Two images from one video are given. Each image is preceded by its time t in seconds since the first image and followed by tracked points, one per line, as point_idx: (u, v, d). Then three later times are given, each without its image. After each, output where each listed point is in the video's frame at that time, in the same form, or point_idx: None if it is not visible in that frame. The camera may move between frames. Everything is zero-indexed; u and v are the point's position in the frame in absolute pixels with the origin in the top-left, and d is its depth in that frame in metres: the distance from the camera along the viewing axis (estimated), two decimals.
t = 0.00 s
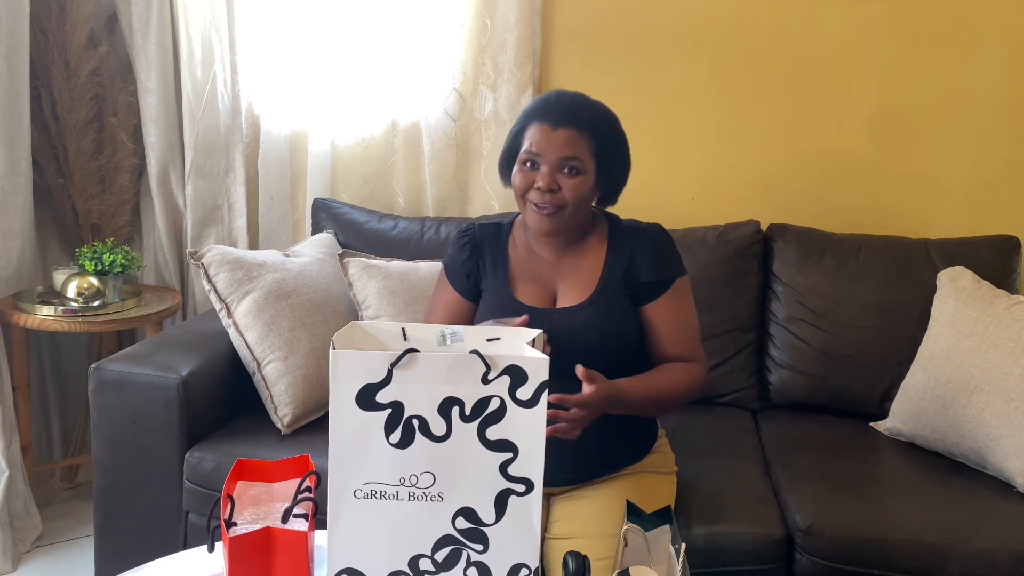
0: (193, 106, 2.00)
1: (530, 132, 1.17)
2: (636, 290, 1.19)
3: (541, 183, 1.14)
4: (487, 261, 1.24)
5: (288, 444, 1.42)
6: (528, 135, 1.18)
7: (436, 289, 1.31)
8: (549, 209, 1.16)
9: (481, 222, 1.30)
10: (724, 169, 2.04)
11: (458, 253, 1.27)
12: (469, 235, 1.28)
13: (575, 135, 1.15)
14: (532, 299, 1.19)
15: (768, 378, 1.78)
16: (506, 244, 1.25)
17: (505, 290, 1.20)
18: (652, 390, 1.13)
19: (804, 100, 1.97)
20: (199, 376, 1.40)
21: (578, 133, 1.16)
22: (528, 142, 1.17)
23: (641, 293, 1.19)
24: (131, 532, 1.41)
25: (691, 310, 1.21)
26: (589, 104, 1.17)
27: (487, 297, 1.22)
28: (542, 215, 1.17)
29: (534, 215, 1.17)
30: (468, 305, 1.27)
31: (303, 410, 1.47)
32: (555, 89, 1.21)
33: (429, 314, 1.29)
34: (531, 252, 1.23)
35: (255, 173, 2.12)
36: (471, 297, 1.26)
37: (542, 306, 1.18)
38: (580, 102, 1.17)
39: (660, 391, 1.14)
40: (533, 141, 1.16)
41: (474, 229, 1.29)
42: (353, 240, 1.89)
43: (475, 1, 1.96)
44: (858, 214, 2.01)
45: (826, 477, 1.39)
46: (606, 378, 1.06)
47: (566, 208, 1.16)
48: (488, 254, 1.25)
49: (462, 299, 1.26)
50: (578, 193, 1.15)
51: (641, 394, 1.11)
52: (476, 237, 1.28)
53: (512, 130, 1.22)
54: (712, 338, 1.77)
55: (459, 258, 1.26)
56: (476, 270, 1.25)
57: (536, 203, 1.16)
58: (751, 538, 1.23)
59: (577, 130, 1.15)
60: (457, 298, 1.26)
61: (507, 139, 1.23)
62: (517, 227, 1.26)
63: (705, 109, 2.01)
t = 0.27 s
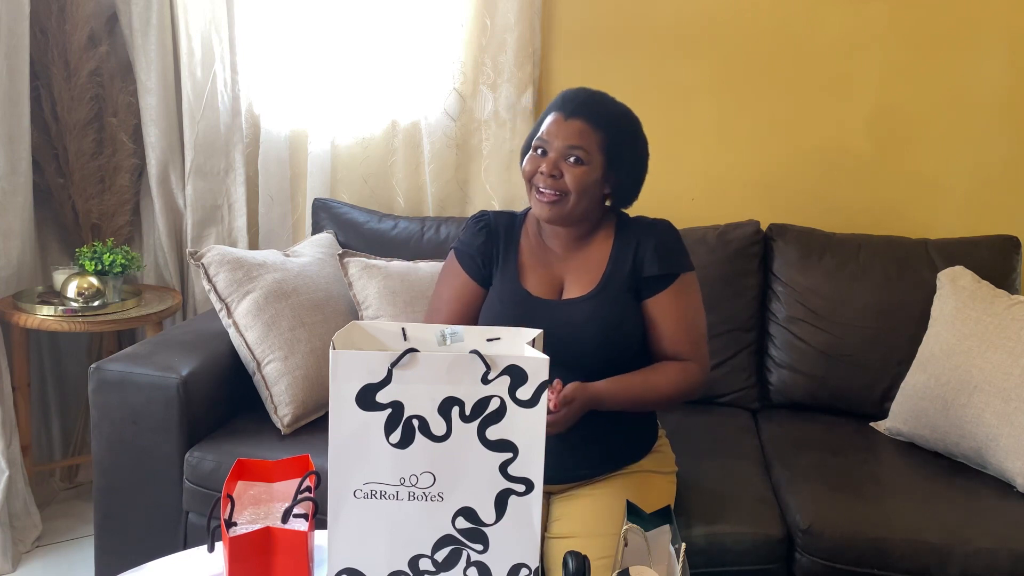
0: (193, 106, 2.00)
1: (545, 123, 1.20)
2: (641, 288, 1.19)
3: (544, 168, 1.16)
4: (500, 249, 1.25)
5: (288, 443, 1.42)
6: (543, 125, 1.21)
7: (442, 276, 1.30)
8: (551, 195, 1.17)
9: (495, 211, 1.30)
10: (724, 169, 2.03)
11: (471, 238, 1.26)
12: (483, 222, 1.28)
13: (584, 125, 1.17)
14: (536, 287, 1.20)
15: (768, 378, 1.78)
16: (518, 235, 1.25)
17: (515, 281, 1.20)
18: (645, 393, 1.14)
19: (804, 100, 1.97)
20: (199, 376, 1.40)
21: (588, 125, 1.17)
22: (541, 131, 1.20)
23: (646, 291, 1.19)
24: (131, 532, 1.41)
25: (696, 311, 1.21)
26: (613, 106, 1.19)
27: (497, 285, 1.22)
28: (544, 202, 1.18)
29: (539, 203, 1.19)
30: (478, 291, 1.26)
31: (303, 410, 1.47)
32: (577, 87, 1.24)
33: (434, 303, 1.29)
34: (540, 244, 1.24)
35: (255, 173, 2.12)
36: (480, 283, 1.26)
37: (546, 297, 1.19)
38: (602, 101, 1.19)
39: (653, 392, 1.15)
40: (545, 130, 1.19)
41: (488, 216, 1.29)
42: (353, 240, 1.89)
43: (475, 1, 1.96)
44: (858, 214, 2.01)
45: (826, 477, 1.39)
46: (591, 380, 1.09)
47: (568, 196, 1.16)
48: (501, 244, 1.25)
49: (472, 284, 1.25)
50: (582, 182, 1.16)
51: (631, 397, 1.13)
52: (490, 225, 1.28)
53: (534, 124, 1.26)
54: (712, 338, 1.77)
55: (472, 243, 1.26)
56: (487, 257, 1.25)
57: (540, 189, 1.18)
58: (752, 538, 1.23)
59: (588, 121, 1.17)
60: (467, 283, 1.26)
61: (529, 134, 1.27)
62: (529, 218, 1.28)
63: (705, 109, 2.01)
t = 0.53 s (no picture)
0: (193, 106, 2.00)
1: (554, 120, 1.21)
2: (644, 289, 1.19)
3: (552, 163, 1.16)
4: (505, 245, 1.24)
5: (288, 443, 1.42)
6: (552, 122, 1.21)
7: (446, 273, 1.30)
8: (559, 191, 1.17)
9: (500, 208, 1.30)
10: (724, 169, 2.04)
11: (476, 234, 1.26)
12: (489, 219, 1.28)
13: (593, 123, 1.17)
14: (539, 283, 1.20)
15: (768, 378, 1.78)
16: (523, 233, 1.26)
17: (518, 277, 1.20)
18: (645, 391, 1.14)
19: (804, 100, 1.97)
20: (199, 376, 1.40)
21: (597, 123, 1.18)
22: (550, 128, 1.21)
23: (649, 292, 1.19)
24: (131, 532, 1.41)
25: (697, 312, 1.21)
26: (625, 107, 1.20)
27: (501, 281, 1.22)
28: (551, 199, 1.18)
29: (545, 198, 1.19)
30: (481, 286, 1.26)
31: (303, 410, 1.47)
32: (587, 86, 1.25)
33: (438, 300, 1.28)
34: (545, 241, 1.24)
35: (255, 173, 2.12)
36: (484, 279, 1.25)
37: (550, 293, 1.18)
38: (613, 101, 1.20)
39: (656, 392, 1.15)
40: (554, 127, 1.20)
41: (493, 213, 1.29)
42: (353, 240, 1.89)
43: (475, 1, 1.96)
44: (858, 214, 2.01)
45: (826, 477, 1.39)
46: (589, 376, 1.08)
47: (576, 192, 1.16)
48: (506, 239, 1.25)
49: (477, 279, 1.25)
50: (590, 178, 1.16)
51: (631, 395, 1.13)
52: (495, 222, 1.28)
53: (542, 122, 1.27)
54: (712, 338, 1.77)
55: (477, 239, 1.26)
56: (492, 253, 1.25)
57: (547, 184, 1.18)
58: (752, 538, 1.23)
59: (597, 119, 1.18)
60: (471, 278, 1.25)
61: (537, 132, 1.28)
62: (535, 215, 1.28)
63: (705, 109, 2.01)
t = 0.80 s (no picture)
0: (193, 106, 2.00)
1: (556, 120, 1.21)
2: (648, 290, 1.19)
3: (555, 164, 1.16)
4: (504, 246, 1.24)
5: (288, 443, 1.42)
6: (554, 123, 1.21)
7: (444, 275, 1.30)
8: (562, 191, 1.17)
9: (500, 210, 1.30)
10: (724, 169, 2.04)
11: (475, 235, 1.26)
12: (488, 220, 1.28)
13: (596, 124, 1.17)
14: (540, 283, 1.20)
15: (768, 378, 1.78)
16: (524, 233, 1.26)
17: (518, 277, 1.20)
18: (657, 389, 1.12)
19: (804, 100, 1.97)
20: (198, 376, 1.40)
21: (600, 124, 1.18)
22: (552, 129, 1.20)
23: (652, 293, 1.19)
24: (131, 532, 1.41)
25: (698, 311, 1.21)
26: (628, 108, 1.21)
27: (500, 282, 1.22)
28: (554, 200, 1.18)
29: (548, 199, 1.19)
30: (479, 288, 1.26)
31: (304, 410, 1.47)
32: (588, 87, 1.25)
33: (438, 300, 1.29)
34: (547, 242, 1.24)
35: (255, 173, 2.12)
36: (483, 280, 1.26)
37: (550, 294, 1.18)
38: (614, 101, 1.20)
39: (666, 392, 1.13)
40: (556, 128, 1.19)
41: (493, 214, 1.29)
42: (353, 240, 1.89)
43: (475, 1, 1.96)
44: (858, 214, 2.02)
45: (826, 477, 1.39)
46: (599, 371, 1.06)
47: (579, 193, 1.16)
48: (505, 241, 1.25)
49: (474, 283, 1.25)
50: (593, 179, 1.16)
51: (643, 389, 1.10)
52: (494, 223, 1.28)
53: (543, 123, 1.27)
54: (712, 338, 1.77)
55: (476, 240, 1.26)
56: (491, 254, 1.25)
57: (550, 185, 1.18)
58: (752, 538, 1.23)
59: (600, 120, 1.18)
60: (469, 279, 1.26)
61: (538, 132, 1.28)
62: (535, 216, 1.28)
63: (706, 109, 2.01)
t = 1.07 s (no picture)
0: (193, 106, 2.00)
1: (549, 123, 1.20)
2: (648, 296, 1.19)
3: (553, 167, 1.16)
4: (500, 251, 1.25)
5: (288, 444, 1.42)
6: (547, 125, 1.21)
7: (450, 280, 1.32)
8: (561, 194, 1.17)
9: (499, 215, 1.31)
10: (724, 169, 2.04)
11: (474, 242, 1.28)
12: (485, 227, 1.28)
13: (590, 124, 1.18)
14: (538, 286, 1.20)
15: (768, 378, 1.78)
16: (522, 237, 1.26)
17: (515, 282, 1.20)
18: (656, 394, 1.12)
19: (804, 100, 1.97)
20: (199, 376, 1.40)
21: (595, 124, 1.18)
22: (546, 131, 1.20)
23: (653, 298, 1.19)
24: (131, 532, 1.41)
25: (698, 314, 1.21)
26: (618, 104, 1.21)
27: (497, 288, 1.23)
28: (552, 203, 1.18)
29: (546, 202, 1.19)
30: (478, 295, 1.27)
31: (304, 410, 1.47)
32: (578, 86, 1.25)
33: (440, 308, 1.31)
34: (545, 244, 1.24)
35: (255, 173, 2.13)
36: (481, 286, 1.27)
37: (549, 296, 1.18)
38: (606, 100, 1.20)
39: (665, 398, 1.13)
40: (550, 130, 1.19)
41: (491, 221, 1.30)
42: (353, 240, 1.89)
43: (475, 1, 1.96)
44: (858, 215, 2.02)
45: (826, 477, 1.39)
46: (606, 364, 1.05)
47: (578, 194, 1.16)
48: (502, 246, 1.25)
49: (474, 289, 1.27)
50: (591, 179, 1.16)
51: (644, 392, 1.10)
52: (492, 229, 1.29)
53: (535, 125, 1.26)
54: (712, 338, 1.77)
55: (474, 247, 1.27)
56: (488, 260, 1.26)
57: (548, 188, 1.18)
58: (752, 538, 1.23)
59: (594, 120, 1.18)
60: (468, 287, 1.27)
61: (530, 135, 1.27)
62: (532, 220, 1.27)
63: (706, 109, 2.01)
